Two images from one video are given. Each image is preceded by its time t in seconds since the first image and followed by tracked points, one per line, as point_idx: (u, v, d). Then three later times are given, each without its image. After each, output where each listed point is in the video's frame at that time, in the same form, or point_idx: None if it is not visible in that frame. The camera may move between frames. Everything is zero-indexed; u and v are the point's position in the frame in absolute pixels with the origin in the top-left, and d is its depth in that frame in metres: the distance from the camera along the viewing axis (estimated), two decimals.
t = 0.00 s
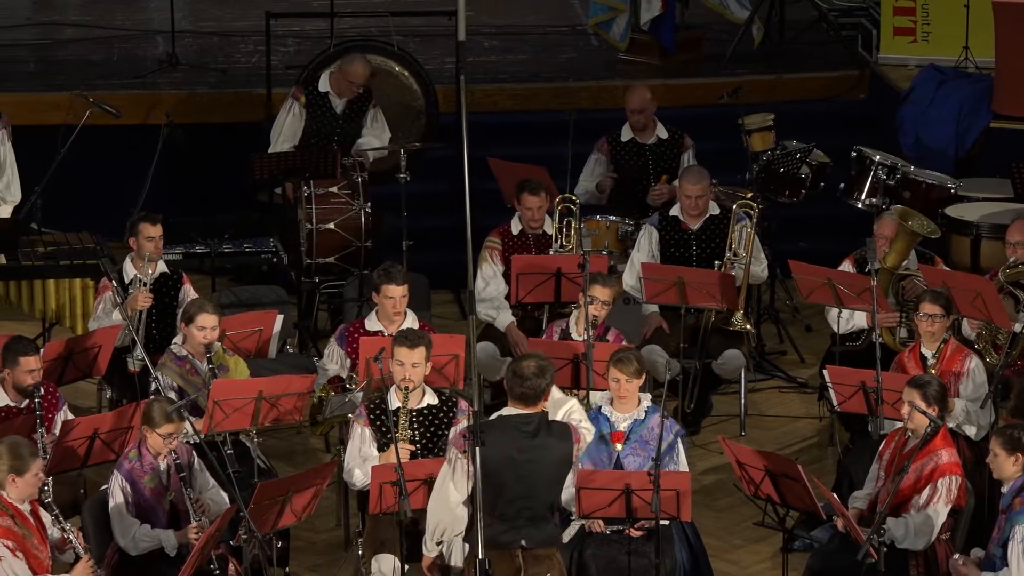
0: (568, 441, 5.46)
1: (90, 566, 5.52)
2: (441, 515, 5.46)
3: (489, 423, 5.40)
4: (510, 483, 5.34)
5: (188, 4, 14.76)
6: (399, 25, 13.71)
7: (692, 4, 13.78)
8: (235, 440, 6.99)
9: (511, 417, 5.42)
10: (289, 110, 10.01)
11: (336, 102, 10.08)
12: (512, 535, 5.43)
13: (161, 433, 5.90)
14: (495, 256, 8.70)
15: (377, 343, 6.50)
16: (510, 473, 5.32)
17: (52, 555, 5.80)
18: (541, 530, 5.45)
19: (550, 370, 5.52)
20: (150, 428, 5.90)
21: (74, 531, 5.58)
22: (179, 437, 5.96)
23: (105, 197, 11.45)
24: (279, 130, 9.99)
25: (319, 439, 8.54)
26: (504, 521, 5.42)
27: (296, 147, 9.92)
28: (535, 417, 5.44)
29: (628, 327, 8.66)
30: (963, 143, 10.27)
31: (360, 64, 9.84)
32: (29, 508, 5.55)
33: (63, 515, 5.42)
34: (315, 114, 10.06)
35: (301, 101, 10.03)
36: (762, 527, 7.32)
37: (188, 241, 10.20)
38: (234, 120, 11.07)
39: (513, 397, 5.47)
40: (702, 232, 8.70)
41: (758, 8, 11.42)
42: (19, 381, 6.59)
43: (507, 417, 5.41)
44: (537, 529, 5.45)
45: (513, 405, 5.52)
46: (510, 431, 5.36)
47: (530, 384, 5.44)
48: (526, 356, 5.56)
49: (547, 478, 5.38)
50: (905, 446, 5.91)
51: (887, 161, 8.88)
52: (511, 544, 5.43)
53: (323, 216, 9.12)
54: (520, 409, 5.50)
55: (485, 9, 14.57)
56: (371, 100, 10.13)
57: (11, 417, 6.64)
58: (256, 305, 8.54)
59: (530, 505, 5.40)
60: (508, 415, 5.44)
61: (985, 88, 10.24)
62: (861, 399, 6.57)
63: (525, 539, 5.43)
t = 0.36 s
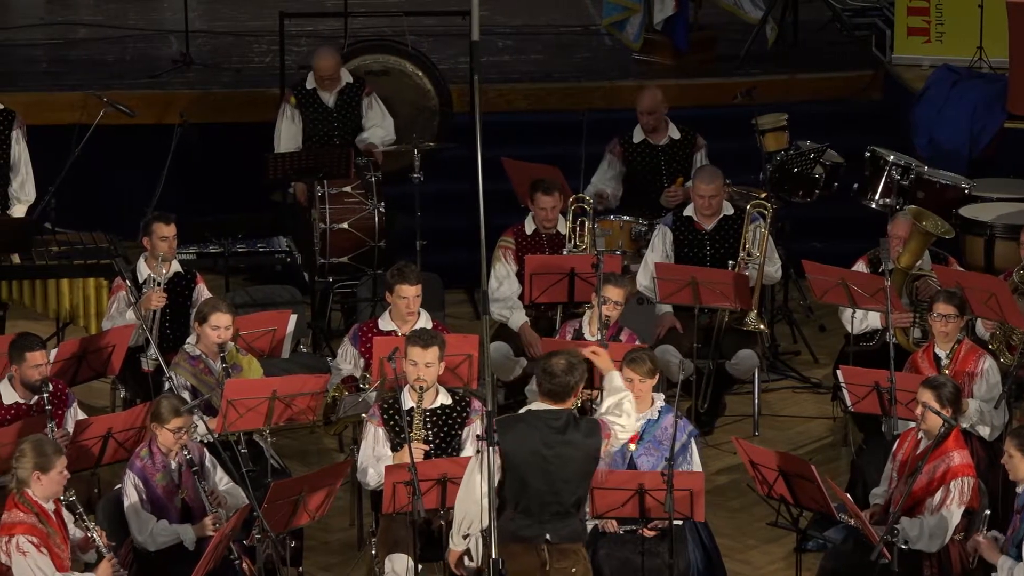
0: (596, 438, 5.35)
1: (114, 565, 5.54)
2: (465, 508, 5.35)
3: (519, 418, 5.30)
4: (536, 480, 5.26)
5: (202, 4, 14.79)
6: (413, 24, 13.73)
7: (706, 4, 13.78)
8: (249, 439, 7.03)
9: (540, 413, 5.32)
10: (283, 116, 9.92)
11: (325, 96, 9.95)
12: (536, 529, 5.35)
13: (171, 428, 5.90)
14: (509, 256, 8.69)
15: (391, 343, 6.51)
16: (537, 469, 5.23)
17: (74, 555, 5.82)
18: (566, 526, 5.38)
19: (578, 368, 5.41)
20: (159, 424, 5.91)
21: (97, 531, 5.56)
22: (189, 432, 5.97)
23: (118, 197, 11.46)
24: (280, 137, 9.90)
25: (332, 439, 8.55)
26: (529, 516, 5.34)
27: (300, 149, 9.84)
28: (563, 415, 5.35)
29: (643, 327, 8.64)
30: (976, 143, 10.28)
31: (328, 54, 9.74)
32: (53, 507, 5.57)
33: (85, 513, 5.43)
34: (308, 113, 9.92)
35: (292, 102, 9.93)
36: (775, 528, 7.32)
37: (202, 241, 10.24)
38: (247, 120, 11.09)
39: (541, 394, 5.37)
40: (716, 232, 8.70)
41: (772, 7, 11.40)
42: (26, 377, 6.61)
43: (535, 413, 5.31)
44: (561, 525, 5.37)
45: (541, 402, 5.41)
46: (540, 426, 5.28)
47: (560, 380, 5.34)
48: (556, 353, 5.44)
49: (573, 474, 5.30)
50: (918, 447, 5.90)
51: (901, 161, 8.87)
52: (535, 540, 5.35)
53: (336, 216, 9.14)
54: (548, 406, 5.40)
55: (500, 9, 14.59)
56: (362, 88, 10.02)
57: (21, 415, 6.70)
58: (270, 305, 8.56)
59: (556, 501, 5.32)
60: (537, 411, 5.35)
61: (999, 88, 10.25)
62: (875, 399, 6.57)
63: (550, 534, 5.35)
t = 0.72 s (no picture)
0: (630, 436, 5.34)
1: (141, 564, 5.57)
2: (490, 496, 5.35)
3: (553, 411, 5.33)
4: (564, 474, 5.30)
5: (219, 3, 14.83)
6: (431, 24, 13.75)
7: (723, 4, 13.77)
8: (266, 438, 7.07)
9: (574, 408, 5.34)
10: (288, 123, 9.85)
11: (326, 98, 9.82)
12: (563, 523, 5.39)
13: (181, 421, 5.93)
14: (526, 256, 8.70)
15: (407, 343, 6.52)
16: (565, 462, 5.28)
17: (100, 553, 5.82)
18: (595, 522, 5.40)
19: (615, 365, 5.40)
20: (168, 420, 5.92)
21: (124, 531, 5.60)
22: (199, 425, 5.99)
23: (135, 197, 11.53)
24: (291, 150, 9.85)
25: (349, 438, 8.58)
26: (556, 509, 5.39)
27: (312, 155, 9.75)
28: (597, 410, 5.35)
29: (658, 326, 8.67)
30: (994, 143, 10.34)
31: (310, 63, 9.60)
32: (79, 506, 5.61)
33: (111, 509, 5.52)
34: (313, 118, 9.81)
35: (296, 109, 9.81)
36: (792, 529, 7.32)
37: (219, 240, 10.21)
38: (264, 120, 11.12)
39: (578, 391, 5.38)
40: (733, 232, 8.70)
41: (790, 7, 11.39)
42: (36, 372, 6.64)
43: (570, 407, 5.33)
44: (589, 520, 5.40)
45: (577, 399, 5.43)
46: (574, 421, 5.30)
47: (594, 378, 5.35)
48: (593, 350, 5.44)
49: (603, 470, 5.33)
50: (934, 448, 5.90)
51: (918, 161, 8.90)
52: (562, 533, 5.40)
53: (353, 216, 9.15)
54: (586, 402, 5.40)
55: (517, 9, 14.60)
56: (363, 86, 9.91)
57: (35, 414, 6.75)
58: (287, 305, 8.59)
59: (584, 496, 5.35)
60: (571, 405, 5.36)
61: (1017, 88, 10.23)
62: (891, 399, 6.56)
63: (577, 529, 5.39)
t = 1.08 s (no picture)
0: (665, 434, 5.37)
1: (166, 564, 5.60)
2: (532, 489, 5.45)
3: (590, 405, 5.40)
4: (596, 467, 5.34)
5: (237, 3, 14.87)
6: (448, 24, 13.77)
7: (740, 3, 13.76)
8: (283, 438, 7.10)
9: (610, 404, 5.39)
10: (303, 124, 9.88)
11: (339, 97, 9.84)
12: (593, 516, 5.40)
13: (189, 416, 5.96)
14: (543, 256, 8.72)
15: (425, 343, 6.55)
16: (597, 456, 5.33)
17: (125, 553, 5.83)
18: (626, 517, 5.39)
19: (655, 363, 5.45)
20: (176, 416, 5.96)
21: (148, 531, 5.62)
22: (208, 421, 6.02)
23: (152, 198, 11.56)
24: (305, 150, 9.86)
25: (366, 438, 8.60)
26: (587, 502, 5.42)
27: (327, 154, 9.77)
28: (634, 407, 5.40)
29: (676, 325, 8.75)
30: (1013, 144, 10.29)
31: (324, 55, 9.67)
32: (101, 508, 5.64)
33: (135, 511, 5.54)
34: (327, 117, 9.84)
35: (309, 109, 9.86)
36: (808, 529, 7.32)
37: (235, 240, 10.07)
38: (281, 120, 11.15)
39: (617, 387, 5.43)
40: (751, 232, 8.70)
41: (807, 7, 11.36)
42: (47, 366, 6.70)
43: (605, 403, 5.39)
44: (620, 515, 5.40)
45: (618, 395, 5.48)
46: (610, 415, 5.36)
47: (632, 374, 5.39)
48: (634, 347, 5.50)
49: (635, 465, 5.35)
50: (951, 448, 5.89)
51: (936, 161, 8.86)
52: (591, 527, 5.41)
53: (371, 215, 9.15)
54: (624, 398, 5.45)
55: (534, 8, 14.60)
56: (375, 84, 9.94)
57: (48, 409, 6.81)
58: (305, 304, 8.62)
59: (616, 490, 5.37)
60: (607, 401, 5.42)
61: None
62: (909, 400, 6.55)
63: (606, 523, 5.39)
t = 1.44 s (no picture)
0: (695, 435, 5.39)
1: (176, 566, 5.60)
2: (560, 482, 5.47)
3: (622, 403, 5.43)
4: (624, 464, 5.37)
5: (253, 3, 14.91)
6: (465, 24, 13.78)
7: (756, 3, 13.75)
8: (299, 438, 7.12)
9: (642, 403, 5.42)
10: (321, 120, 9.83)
11: (359, 93, 9.86)
12: (620, 515, 5.41)
13: (198, 415, 5.97)
14: (560, 256, 8.71)
15: (441, 343, 6.58)
16: (627, 453, 5.35)
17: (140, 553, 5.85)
18: (653, 516, 5.40)
19: (685, 363, 5.50)
20: (186, 415, 5.97)
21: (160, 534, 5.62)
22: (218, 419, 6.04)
23: (167, 197, 11.60)
24: (321, 143, 9.81)
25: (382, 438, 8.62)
26: (614, 501, 5.42)
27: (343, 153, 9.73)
28: (666, 407, 5.42)
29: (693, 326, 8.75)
30: None
31: (353, 44, 9.73)
32: (115, 509, 5.66)
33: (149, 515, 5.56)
34: (346, 114, 9.82)
35: (328, 106, 9.82)
36: (824, 529, 7.31)
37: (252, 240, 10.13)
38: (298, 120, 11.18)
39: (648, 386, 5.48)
40: (767, 232, 8.69)
41: (824, 6, 11.35)
42: (54, 361, 6.72)
43: (637, 402, 5.41)
44: (647, 514, 5.40)
45: (648, 394, 5.53)
46: (642, 414, 5.38)
47: (663, 374, 5.45)
48: (664, 348, 5.55)
49: (663, 464, 5.36)
50: (968, 448, 5.88)
51: (953, 162, 8.82)
52: (617, 525, 5.41)
53: (387, 215, 9.16)
54: (655, 397, 5.51)
55: (549, 8, 14.61)
56: (396, 82, 9.95)
57: (59, 405, 6.83)
58: (321, 304, 8.64)
59: (644, 489, 5.38)
60: (640, 400, 5.44)
61: None
62: (926, 400, 6.55)
63: (632, 522, 5.39)
